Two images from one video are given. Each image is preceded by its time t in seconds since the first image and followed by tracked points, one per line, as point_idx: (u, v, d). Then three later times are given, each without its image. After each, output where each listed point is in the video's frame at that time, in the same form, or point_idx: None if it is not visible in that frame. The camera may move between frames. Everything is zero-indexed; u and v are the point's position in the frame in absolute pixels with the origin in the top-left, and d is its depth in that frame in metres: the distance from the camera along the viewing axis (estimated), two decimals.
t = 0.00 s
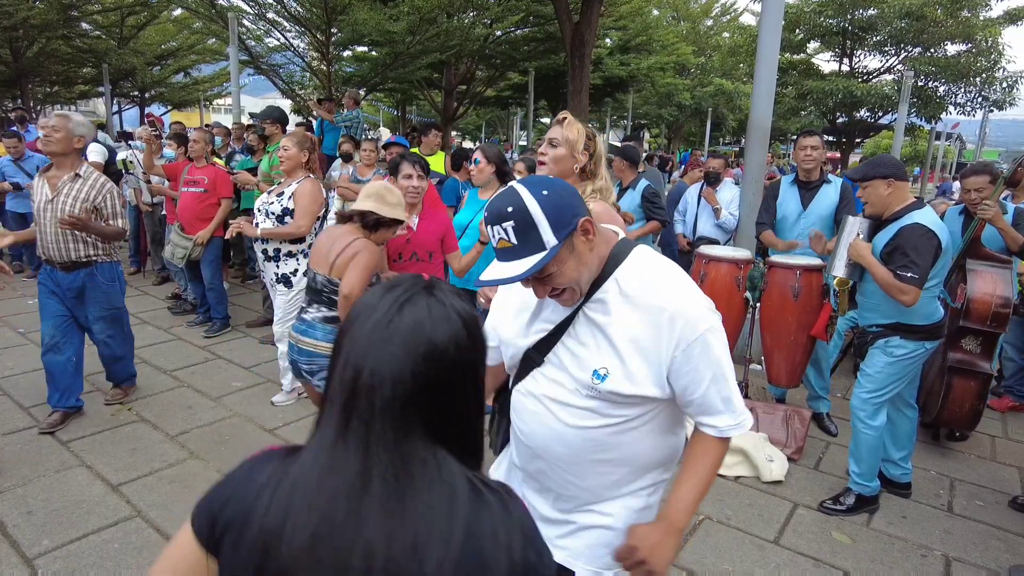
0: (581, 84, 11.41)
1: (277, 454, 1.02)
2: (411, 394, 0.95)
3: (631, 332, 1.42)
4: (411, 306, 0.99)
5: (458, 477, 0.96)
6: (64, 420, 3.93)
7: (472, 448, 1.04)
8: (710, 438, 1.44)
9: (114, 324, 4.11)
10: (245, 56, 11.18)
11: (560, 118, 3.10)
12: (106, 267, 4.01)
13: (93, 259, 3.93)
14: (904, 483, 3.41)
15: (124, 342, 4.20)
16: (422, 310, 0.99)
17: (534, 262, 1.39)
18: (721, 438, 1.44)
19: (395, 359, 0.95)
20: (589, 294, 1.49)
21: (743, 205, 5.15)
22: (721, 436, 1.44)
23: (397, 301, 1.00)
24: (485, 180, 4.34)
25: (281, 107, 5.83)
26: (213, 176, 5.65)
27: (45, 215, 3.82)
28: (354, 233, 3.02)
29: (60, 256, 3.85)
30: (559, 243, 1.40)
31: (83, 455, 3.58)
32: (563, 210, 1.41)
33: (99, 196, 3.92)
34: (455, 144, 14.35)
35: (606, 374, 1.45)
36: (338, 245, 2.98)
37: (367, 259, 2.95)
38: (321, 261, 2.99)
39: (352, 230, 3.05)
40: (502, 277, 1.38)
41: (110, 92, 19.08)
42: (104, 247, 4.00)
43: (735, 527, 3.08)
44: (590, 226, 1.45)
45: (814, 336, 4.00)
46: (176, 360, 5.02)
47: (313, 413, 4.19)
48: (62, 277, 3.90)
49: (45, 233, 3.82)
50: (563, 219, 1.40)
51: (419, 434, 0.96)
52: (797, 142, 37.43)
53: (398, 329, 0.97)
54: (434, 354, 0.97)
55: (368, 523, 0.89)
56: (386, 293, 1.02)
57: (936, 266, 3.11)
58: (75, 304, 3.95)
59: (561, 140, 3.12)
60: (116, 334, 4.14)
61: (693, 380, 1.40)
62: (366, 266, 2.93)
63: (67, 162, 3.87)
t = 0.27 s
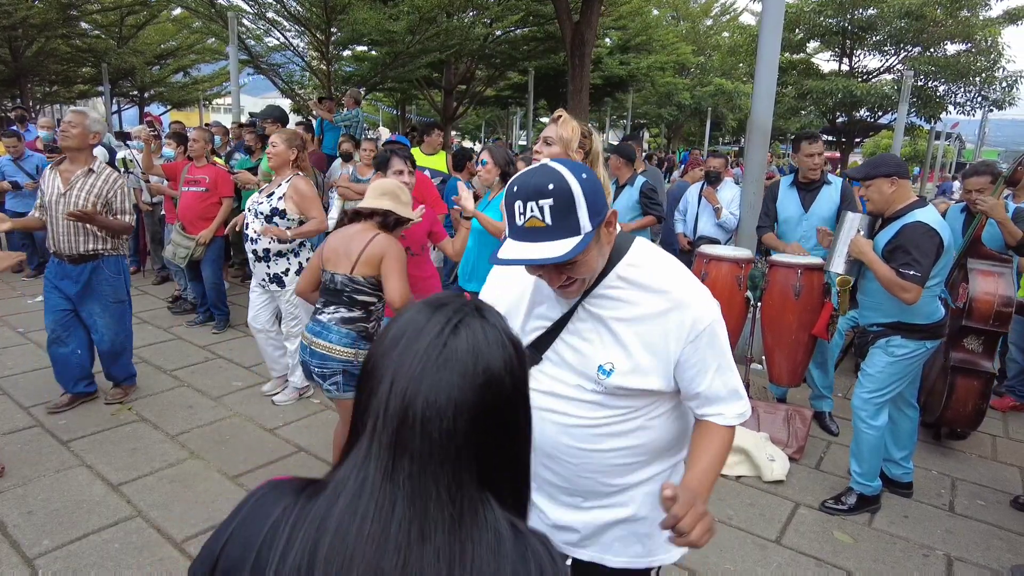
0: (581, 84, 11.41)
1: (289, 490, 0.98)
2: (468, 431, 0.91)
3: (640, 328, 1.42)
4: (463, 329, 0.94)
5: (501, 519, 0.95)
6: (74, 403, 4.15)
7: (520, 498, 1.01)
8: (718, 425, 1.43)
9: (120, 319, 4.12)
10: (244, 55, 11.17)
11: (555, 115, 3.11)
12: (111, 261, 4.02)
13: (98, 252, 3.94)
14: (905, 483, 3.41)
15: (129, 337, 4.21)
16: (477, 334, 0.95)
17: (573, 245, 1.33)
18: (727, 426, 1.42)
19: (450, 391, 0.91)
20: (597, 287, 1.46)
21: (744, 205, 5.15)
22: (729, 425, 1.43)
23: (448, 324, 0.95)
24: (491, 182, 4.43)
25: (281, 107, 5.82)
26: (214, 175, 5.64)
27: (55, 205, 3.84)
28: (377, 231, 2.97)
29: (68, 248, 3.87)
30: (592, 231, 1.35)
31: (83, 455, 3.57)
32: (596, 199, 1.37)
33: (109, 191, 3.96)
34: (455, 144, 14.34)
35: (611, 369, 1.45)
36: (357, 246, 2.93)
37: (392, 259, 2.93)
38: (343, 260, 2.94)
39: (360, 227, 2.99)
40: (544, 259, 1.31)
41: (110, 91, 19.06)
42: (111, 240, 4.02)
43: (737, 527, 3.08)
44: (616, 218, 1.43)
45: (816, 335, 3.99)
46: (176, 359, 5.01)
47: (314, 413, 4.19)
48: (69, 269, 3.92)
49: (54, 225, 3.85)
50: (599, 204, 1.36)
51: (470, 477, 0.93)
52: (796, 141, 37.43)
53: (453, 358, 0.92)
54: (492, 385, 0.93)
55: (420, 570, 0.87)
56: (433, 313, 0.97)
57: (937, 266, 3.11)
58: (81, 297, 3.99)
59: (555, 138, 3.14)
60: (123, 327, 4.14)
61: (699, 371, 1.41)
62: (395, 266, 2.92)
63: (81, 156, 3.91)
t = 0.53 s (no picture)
0: (581, 83, 11.39)
1: (284, 528, 1.07)
2: (447, 459, 0.89)
3: (644, 326, 1.38)
4: (441, 349, 0.91)
5: (483, 556, 0.94)
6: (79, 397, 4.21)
7: (511, 529, 0.97)
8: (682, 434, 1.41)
9: (119, 318, 4.13)
10: (244, 55, 11.16)
11: (558, 118, 3.10)
12: (111, 260, 4.03)
13: (98, 252, 3.96)
14: (906, 482, 3.41)
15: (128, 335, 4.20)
16: (458, 349, 0.91)
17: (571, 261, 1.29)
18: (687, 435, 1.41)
19: (427, 416, 0.88)
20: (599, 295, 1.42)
21: (744, 205, 5.14)
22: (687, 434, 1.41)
23: (426, 344, 0.92)
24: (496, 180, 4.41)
25: (281, 106, 5.80)
26: (216, 175, 5.62)
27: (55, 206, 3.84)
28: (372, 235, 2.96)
29: (66, 249, 3.88)
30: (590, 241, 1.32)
31: (82, 455, 3.56)
32: (592, 205, 1.32)
33: (107, 191, 3.95)
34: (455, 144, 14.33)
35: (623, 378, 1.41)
36: (354, 248, 2.91)
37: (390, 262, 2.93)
38: (339, 266, 2.92)
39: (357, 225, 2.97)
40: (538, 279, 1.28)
41: (109, 91, 19.02)
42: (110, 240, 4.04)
43: (738, 526, 3.07)
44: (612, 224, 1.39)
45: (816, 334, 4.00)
46: (175, 359, 5.00)
47: (314, 413, 4.18)
48: (67, 268, 3.93)
49: (52, 226, 3.86)
50: (596, 212, 1.32)
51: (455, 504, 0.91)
52: (796, 141, 37.41)
53: (431, 379, 0.89)
54: (477, 406, 0.90)
55: None
56: (410, 332, 0.94)
57: (943, 261, 3.12)
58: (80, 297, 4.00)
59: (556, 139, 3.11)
60: (122, 326, 4.15)
61: (692, 372, 1.41)
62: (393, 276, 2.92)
63: (76, 156, 3.89)
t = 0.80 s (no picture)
0: (581, 82, 11.38)
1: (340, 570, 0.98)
2: (514, 473, 0.82)
3: (643, 330, 1.35)
4: (487, 355, 0.84)
5: None
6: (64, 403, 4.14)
7: (572, 540, 0.91)
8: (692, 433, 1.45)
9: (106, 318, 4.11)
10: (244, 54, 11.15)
11: (564, 113, 3.08)
12: (95, 262, 4.02)
13: (82, 254, 3.95)
14: (907, 482, 3.40)
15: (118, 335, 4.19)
16: (503, 353, 0.85)
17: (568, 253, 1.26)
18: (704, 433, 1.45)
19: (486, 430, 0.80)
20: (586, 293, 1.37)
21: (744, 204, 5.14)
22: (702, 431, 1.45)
23: (469, 355, 0.84)
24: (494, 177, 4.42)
25: (280, 105, 5.79)
26: (219, 174, 5.60)
27: (34, 210, 3.83)
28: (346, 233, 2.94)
29: (46, 251, 3.87)
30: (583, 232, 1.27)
31: (81, 455, 3.55)
32: (584, 197, 1.29)
33: (84, 192, 3.93)
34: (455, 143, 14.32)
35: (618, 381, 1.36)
36: (331, 247, 2.89)
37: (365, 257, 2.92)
38: (316, 265, 2.90)
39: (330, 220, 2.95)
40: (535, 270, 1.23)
41: (108, 90, 19.00)
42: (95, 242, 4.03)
43: (739, 526, 3.07)
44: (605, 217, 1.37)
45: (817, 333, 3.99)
46: (175, 358, 4.99)
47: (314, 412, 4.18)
48: (50, 271, 3.93)
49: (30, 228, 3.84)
50: (588, 204, 1.29)
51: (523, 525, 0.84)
52: (796, 141, 37.38)
53: (484, 391, 0.82)
54: (534, 410, 0.84)
55: None
56: (446, 345, 0.85)
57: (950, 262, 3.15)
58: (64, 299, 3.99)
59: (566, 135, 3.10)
60: (108, 328, 4.12)
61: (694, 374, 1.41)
62: (365, 272, 2.92)
63: (53, 158, 3.89)
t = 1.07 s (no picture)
0: (581, 81, 11.37)
1: None
2: (675, 506, 0.65)
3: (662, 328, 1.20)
4: (633, 368, 0.67)
5: None
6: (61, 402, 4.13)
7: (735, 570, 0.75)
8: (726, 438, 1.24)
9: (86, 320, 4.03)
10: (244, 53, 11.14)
11: (565, 112, 3.04)
12: (79, 263, 3.97)
13: (63, 253, 3.90)
14: (909, 481, 3.39)
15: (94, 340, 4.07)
16: (647, 362, 0.68)
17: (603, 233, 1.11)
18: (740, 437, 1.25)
19: (642, 460, 0.63)
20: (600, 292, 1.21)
21: (744, 203, 5.12)
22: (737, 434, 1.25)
23: (609, 368, 0.67)
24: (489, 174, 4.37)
25: (280, 104, 5.77)
26: (222, 174, 5.59)
27: (22, 208, 3.85)
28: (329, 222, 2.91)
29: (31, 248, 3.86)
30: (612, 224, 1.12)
31: (80, 455, 3.54)
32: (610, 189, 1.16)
33: (68, 187, 3.92)
34: (455, 142, 14.33)
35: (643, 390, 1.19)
36: (315, 239, 2.86)
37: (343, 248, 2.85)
38: (299, 258, 2.87)
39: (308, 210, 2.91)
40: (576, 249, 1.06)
41: (109, 89, 19.01)
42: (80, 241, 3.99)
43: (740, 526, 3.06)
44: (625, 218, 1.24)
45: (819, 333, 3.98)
46: (174, 358, 4.98)
47: (315, 411, 4.18)
48: (35, 269, 3.91)
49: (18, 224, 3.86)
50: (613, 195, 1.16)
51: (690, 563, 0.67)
52: (796, 140, 37.37)
53: (633, 410, 0.65)
54: (692, 429, 0.67)
55: None
56: (576, 358, 0.68)
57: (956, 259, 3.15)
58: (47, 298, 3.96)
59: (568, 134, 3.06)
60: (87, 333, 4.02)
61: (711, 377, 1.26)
62: (347, 261, 2.85)
63: (36, 155, 3.88)
